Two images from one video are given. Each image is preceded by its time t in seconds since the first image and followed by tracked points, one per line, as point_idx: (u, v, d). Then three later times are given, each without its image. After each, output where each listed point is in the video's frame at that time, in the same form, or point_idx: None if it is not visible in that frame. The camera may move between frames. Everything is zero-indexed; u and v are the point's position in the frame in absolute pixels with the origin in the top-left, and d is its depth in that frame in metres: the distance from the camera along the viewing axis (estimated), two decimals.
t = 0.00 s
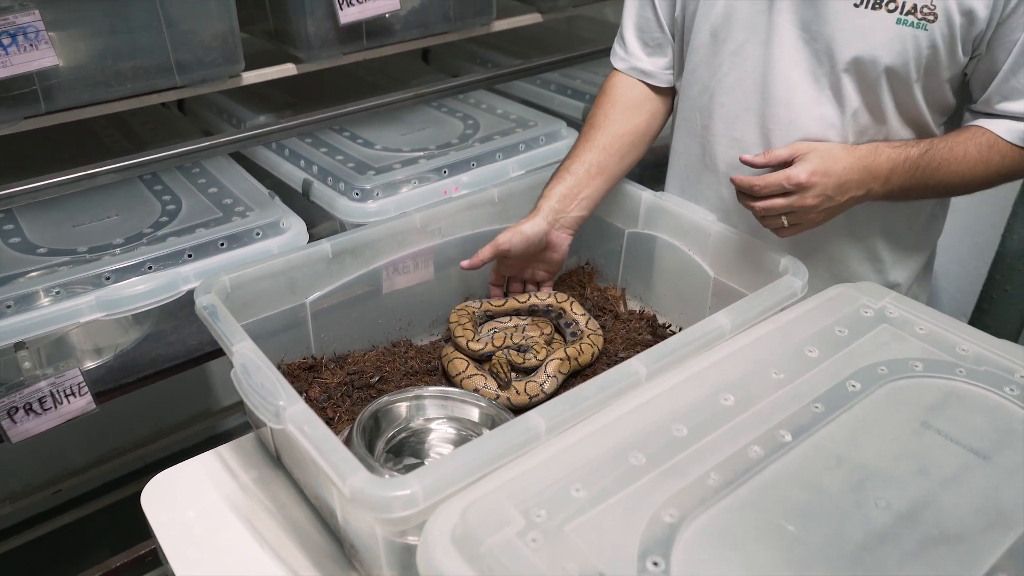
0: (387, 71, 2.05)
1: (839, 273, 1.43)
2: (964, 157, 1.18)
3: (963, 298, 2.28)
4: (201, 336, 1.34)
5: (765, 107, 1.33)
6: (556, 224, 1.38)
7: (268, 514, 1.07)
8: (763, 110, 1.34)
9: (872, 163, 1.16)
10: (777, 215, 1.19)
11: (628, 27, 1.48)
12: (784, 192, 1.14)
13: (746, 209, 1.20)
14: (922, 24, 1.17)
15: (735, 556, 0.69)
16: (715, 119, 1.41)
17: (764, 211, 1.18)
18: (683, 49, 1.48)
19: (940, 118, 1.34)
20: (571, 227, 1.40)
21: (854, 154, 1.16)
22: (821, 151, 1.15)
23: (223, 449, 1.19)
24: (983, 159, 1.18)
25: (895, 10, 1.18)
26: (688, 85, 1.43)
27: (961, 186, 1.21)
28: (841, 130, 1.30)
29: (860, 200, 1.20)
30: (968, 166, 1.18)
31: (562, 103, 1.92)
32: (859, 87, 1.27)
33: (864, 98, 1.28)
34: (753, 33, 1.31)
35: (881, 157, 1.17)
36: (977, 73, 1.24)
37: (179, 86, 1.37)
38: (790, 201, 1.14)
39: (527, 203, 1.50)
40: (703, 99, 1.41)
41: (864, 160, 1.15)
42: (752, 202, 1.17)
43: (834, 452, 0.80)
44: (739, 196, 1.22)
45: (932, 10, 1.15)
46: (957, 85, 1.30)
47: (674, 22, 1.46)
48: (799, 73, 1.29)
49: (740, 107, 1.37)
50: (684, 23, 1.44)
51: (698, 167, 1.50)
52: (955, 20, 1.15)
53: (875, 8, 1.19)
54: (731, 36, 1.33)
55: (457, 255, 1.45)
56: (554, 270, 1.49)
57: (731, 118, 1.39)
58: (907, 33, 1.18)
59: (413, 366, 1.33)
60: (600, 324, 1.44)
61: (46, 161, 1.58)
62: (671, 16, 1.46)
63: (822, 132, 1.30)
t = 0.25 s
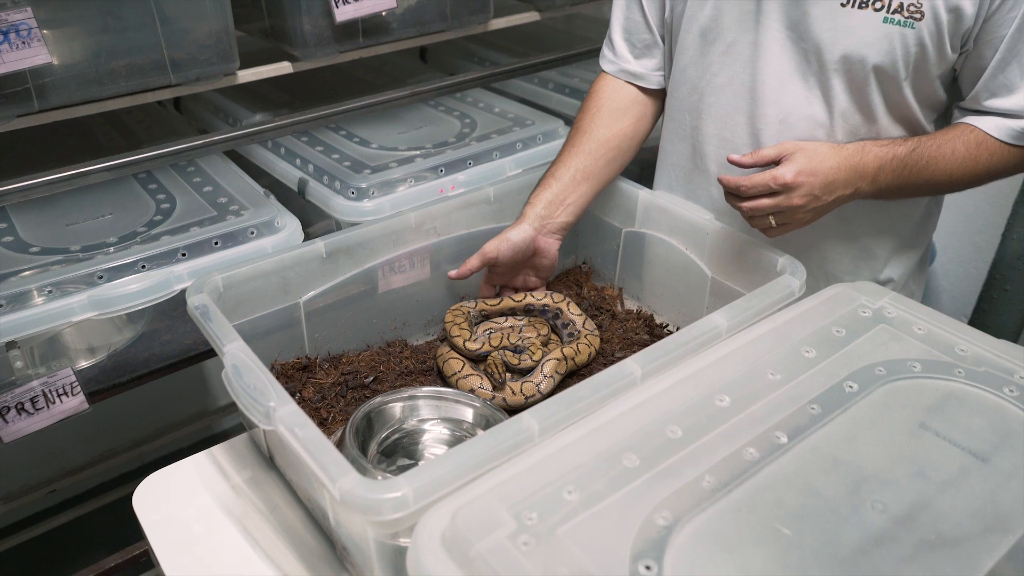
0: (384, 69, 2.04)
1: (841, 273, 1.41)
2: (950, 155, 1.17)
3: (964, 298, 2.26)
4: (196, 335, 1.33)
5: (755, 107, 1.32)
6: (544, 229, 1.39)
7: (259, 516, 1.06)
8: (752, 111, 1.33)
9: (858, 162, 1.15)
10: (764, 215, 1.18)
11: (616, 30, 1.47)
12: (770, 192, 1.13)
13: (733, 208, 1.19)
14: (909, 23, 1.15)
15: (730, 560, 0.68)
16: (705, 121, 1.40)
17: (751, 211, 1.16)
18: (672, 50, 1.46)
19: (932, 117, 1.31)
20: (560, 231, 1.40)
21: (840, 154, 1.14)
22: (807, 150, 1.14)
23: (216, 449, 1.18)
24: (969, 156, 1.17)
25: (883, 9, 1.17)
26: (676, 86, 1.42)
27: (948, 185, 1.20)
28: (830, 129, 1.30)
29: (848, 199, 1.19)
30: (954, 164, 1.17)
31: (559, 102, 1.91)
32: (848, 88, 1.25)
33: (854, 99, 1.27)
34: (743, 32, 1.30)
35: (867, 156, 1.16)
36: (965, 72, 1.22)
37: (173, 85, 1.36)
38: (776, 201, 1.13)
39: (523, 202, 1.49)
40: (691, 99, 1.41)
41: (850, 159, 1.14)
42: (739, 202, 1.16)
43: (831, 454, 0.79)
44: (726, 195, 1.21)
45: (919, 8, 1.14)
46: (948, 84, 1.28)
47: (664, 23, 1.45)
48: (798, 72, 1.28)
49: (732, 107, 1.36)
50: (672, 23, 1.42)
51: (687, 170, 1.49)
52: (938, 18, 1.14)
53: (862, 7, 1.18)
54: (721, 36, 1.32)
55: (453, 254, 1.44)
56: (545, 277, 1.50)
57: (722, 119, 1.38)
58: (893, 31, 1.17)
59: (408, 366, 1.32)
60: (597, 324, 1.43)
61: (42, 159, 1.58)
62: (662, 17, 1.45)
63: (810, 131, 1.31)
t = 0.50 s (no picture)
0: (379, 69, 2.03)
1: (833, 273, 1.42)
2: (939, 154, 1.17)
3: (957, 297, 2.27)
4: (189, 335, 1.33)
5: (745, 108, 1.33)
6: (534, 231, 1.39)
7: (251, 515, 1.06)
8: (741, 112, 1.34)
9: (848, 161, 1.15)
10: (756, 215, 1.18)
11: (606, 31, 1.47)
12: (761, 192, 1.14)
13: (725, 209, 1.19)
14: (897, 23, 1.15)
15: (717, 559, 0.68)
16: (696, 123, 1.41)
17: (743, 212, 1.17)
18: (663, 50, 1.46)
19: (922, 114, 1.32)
20: (552, 233, 1.41)
21: (830, 153, 1.14)
22: (797, 151, 1.14)
23: (209, 449, 1.18)
24: (957, 156, 1.17)
25: (871, 9, 1.17)
26: (667, 87, 1.43)
27: (938, 184, 1.20)
28: (821, 129, 1.30)
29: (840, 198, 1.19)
30: (944, 163, 1.17)
31: (554, 102, 1.91)
32: (837, 87, 1.26)
33: (843, 99, 1.27)
34: (733, 33, 1.31)
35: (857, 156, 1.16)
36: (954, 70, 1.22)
37: (168, 84, 1.36)
38: (767, 201, 1.13)
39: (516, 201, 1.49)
40: (682, 100, 1.41)
41: (840, 159, 1.14)
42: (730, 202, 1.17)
43: (819, 453, 0.79)
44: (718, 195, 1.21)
45: (907, 8, 1.14)
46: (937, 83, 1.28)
47: (655, 25, 1.45)
48: (792, 72, 1.28)
49: (721, 108, 1.36)
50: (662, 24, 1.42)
51: (679, 170, 1.49)
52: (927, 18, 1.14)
53: (850, 7, 1.18)
54: (711, 38, 1.33)
55: (447, 254, 1.44)
56: (537, 279, 1.50)
57: (711, 120, 1.39)
58: (881, 31, 1.17)
59: (401, 365, 1.32)
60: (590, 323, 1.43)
61: (37, 159, 1.58)
62: (653, 19, 1.44)
63: (799, 131, 1.31)
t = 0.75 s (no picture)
0: (376, 71, 2.04)
1: (826, 275, 1.42)
2: (931, 156, 1.17)
3: (952, 299, 2.27)
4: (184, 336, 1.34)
5: (737, 112, 1.33)
6: (528, 234, 1.40)
7: (244, 517, 1.06)
8: (734, 115, 1.34)
9: (842, 164, 1.15)
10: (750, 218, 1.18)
11: (598, 36, 1.48)
12: (755, 195, 1.14)
13: (718, 211, 1.20)
14: (888, 26, 1.16)
15: (704, 560, 0.69)
16: (690, 127, 1.41)
17: (737, 215, 1.17)
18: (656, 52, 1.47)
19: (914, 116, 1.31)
20: (546, 236, 1.41)
21: (823, 156, 1.15)
22: (790, 153, 1.14)
23: (202, 452, 1.18)
24: (949, 157, 1.17)
25: (862, 13, 1.17)
26: (660, 91, 1.43)
27: (929, 185, 1.20)
28: (814, 131, 1.31)
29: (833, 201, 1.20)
30: (935, 165, 1.17)
31: (550, 104, 1.91)
32: (829, 91, 1.26)
33: (837, 102, 1.27)
34: (728, 35, 1.31)
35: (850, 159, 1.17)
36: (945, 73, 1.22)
37: (163, 87, 1.36)
38: (762, 204, 1.13)
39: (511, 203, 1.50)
40: (676, 104, 1.42)
41: (833, 161, 1.15)
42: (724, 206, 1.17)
43: (808, 455, 0.79)
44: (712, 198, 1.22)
45: (897, 12, 1.15)
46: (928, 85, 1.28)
47: (646, 30, 1.45)
48: (785, 75, 1.28)
49: (714, 112, 1.37)
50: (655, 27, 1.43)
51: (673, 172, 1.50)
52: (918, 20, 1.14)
53: (842, 10, 1.19)
54: (703, 43, 1.33)
55: (441, 255, 1.44)
56: (532, 281, 1.49)
57: (704, 123, 1.39)
58: (873, 34, 1.18)
59: (394, 367, 1.33)
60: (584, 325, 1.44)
61: (33, 161, 1.58)
62: (644, 23, 1.45)
63: (793, 134, 1.32)
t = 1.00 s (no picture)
0: (371, 75, 2.04)
1: (821, 277, 1.42)
2: (921, 161, 1.17)
3: (948, 302, 2.27)
4: (177, 339, 1.34)
5: (729, 116, 1.34)
6: (525, 233, 1.40)
7: (237, 519, 1.06)
8: (725, 119, 1.34)
9: (832, 169, 1.15)
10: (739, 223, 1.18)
11: (591, 41, 1.48)
12: (745, 200, 1.13)
13: (708, 216, 1.19)
14: (878, 30, 1.16)
15: (694, 561, 0.69)
16: (682, 130, 1.41)
17: (727, 220, 1.16)
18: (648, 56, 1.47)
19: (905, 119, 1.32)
20: (542, 236, 1.41)
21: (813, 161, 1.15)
22: (781, 158, 1.14)
23: (196, 454, 1.17)
24: (939, 162, 1.17)
25: (852, 18, 1.17)
26: (653, 95, 1.43)
27: (920, 189, 1.20)
28: (808, 133, 1.31)
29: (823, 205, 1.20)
30: (926, 170, 1.17)
31: (545, 107, 1.92)
32: (820, 96, 1.26)
33: (830, 104, 1.27)
34: (721, 38, 1.31)
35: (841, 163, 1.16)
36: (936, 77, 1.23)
37: (157, 90, 1.36)
38: (752, 209, 1.13)
39: (505, 206, 1.50)
40: (670, 107, 1.42)
41: (823, 166, 1.15)
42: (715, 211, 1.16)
43: (798, 456, 0.79)
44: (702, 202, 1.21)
45: (887, 16, 1.15)
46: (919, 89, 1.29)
47: (638, 33, 1.46)
48: (779, 77, 1.28)
49: (706, 115, 1.37)
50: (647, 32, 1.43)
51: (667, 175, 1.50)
52: (908, 25, 1.15)
53: (832, 15, 1.19)
54: (694, 48, 1.33)
55: (436, 258, 1.44)
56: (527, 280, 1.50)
57: (697, 127, 1.39)
58: (863, 39, 1.18)
59: (388, 369, 1.33)
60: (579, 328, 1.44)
61: (27, 165, 1.58)
62: (636, 27, 1.46)
63: (786, 136, 1.32)
